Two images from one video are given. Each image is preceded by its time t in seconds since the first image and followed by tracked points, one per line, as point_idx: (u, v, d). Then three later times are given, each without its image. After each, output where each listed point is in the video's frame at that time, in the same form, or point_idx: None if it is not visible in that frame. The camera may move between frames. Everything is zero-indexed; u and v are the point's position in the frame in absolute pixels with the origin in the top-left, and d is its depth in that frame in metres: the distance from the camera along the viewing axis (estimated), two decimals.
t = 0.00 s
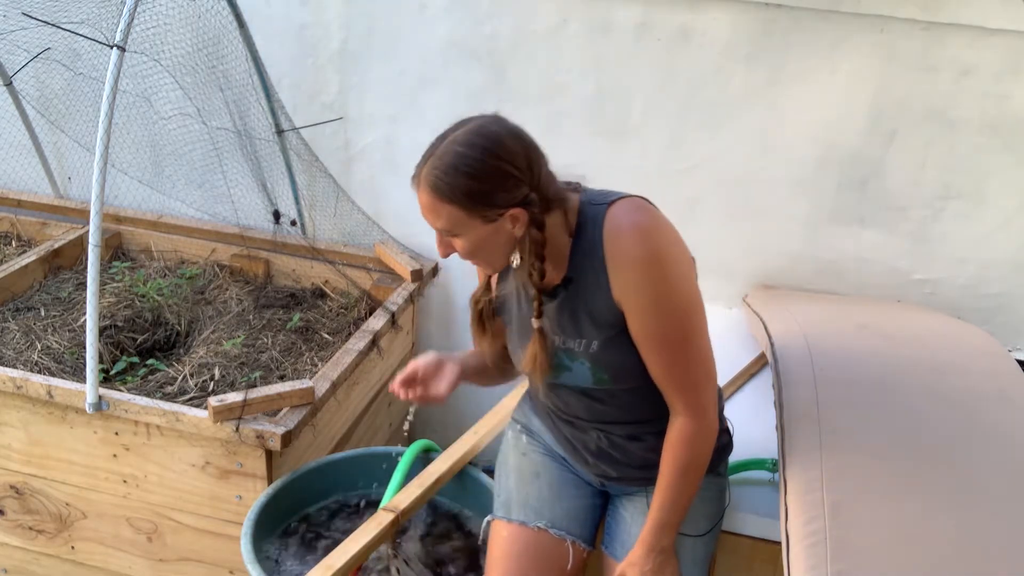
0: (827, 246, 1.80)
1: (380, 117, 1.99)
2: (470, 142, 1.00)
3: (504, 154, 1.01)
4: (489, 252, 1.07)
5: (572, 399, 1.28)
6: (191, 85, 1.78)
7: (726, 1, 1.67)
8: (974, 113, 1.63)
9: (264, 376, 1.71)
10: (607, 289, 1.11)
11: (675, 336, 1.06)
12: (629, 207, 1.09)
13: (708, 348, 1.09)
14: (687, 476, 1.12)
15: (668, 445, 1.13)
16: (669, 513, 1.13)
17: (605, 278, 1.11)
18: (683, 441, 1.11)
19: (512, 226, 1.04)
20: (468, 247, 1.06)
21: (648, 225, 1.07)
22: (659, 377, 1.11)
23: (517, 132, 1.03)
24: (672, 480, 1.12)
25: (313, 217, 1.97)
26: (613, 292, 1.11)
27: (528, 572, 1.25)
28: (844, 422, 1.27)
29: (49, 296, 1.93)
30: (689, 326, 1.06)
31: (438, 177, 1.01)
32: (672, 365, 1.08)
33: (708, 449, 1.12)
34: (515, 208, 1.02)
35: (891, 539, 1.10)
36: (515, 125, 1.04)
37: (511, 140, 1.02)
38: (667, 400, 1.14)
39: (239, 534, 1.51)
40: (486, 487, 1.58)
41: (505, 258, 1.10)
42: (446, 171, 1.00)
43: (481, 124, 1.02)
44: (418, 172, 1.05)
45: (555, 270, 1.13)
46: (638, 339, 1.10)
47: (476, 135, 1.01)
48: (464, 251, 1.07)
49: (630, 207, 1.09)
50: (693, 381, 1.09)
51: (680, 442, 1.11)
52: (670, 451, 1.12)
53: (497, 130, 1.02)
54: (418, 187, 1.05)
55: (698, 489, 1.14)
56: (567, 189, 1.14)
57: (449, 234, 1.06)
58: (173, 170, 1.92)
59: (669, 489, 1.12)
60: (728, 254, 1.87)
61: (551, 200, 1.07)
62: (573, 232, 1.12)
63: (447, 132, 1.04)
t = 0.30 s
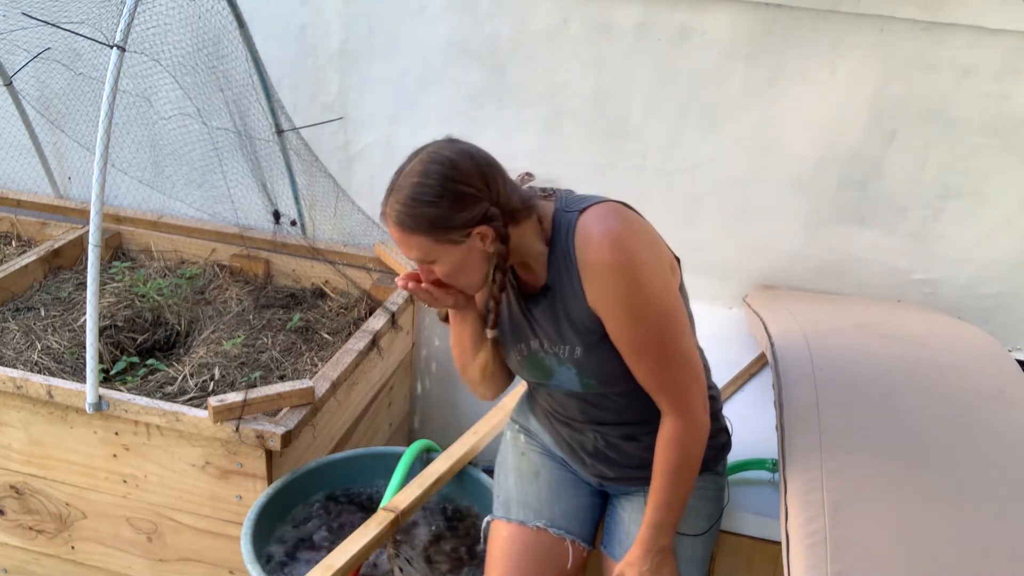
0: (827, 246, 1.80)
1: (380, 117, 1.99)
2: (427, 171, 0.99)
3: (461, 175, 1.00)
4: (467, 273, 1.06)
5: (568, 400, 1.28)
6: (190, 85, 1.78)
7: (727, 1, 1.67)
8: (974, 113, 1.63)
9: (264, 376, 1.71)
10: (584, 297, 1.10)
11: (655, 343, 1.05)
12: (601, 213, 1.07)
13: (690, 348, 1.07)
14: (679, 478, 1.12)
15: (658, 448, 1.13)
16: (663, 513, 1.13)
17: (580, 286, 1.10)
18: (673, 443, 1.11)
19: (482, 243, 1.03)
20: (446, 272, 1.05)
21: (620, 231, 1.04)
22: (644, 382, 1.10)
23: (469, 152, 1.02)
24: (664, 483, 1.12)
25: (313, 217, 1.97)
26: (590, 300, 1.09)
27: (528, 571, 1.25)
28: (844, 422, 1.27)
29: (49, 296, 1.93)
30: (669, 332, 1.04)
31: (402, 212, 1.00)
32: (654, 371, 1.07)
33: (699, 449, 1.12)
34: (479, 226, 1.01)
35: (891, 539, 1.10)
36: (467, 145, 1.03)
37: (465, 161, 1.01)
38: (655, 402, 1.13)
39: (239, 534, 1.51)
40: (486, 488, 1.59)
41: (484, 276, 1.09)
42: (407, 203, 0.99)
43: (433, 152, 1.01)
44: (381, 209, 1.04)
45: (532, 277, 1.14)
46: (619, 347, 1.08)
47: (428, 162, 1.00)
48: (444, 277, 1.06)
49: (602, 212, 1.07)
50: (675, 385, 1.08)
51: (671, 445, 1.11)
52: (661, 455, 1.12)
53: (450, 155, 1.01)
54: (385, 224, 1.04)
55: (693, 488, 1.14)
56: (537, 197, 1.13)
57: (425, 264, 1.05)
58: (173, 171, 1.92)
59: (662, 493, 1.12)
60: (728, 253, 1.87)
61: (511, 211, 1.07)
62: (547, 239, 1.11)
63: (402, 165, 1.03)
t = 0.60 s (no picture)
0: (827, 246, 1.80)
1: (380, 117, 1.99)
2: (420, 178, 0.99)
3: (454, 180, 1.00)
4: (464, 277, 1.06)
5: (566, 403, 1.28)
6: (190, 85, 1.78)
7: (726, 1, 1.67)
8: (974, 113, 1.63)
9: (264, 376, 1.71)
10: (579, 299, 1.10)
11: (651, 344, 1.04)
12: (594, 215, 1.07)
13: (686, 349, 1.07)
14: (678, 479, 1.12)
15: (656, 449, 1.13)
16: (663, 514, 1.13)
17: (575, 288, 1.10)
18: (671, 443, 1.11)
19: (479, 247, 1.03)
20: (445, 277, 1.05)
21: (614, 232, 1.05)
22: (641, 384, 1.10)
23: (461, 157, 1.02)
24: (663, 484, 1.12)
25: (313, 217, 1.97)
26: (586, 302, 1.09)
27: (528, 571, 1.25)
28: (844, 423, 1.27)
29: (49, 296, 1.93)
30: (665, 333, 1.04)
31: (396, 220, 1.00)
32: (651, 372, 1.07)
33: (697, 449, 1.11)
34: (475, 230, 1.01)
35: (892, 539, 1.09)
36: (459, 150, 1.03)
37: (458, 167, 1.01)
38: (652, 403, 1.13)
39: (239, 534, 1.51)
40: (486, 488, 1.59)
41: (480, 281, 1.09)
42: (402, 210, 0.99)
43: (425, 158, 1.01)
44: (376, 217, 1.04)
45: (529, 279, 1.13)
46: (615, 348, 1.08)
47: (422, 168, 1.00)
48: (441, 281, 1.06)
49: (595, 214, 1.07)
50: (672, 386, 1.08)
51: (670, 446, 1.11)
52: (659, 456, 1.12)
53: (443, 160, 1.01)
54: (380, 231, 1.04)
55: (692, 488, 1.14)
56: (531, 199, 1.13)
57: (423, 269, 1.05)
58: (173, 171, 1.92)
59: (661, 494, 1.12)
60: (728, 253, 1.87)
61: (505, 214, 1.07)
62: (542, 242, 1.11)
63: (394, 172, 1.03)
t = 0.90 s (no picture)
0: (827, 246, 1.80)
1: (381, 117, 1.99)
2: (423, 177, 0.99)
3: (457, 180, 1.00)
4: (465, 279, 1.06)
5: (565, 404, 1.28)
6: (190, 85, 1.78)
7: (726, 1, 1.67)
8: (974, 113, 1.63)
9: (264, 376, 1.71)
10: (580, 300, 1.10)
11: (652, 344, 1.04)
12: (594, 216, 1.07)
13: (687, 350, 1.07)
14: (678, 479, 1.12)
15: (657, 449, 1.13)
16: (663, 515, 1.13)
17: (575, 290, 1.09)
18: (671, 444, 1.11)
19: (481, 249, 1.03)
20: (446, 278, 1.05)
21: (615, 232, 1.05)
22: (642, 384, 1.10)
23: (465, 156, 1.02)
24: (663, 485, 1.12)
25: (313, 217, 1.96)
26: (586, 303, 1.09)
27: (528, 571, 1.26)
28: (844, 423, 1.27)
29: (49, 296, 1.93)
30: (666, 333, 1.04)
31: (397, 220, 1.00)
32: (652, 373, 1.07)
33: (697, 450, 1.12)
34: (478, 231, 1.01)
35: (892, 539, 1.09)
36: (461, 150, 1.03)
37: (461, 167, 1.01)
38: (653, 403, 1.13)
39: (239, 534, 1.51)
40: (485, 487, 1.59)
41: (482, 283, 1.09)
42: (405, 210, 0.99)
43: (428, 157, 1.01)
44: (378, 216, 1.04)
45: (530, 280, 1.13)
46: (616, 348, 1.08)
47: (425, 167, 1.00)
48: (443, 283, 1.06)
49: (596, 215, 1.07)
50: (672, 386, 1.08)
51: (670, 447, 1.11)
52: (660, 457, 1.12)
53: (445, 160, 1.00)
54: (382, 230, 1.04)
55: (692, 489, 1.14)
56: (532, 200, 1.13)
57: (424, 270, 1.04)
58: (173, 171, 1.92)
59: (662, 495, 1.12)
60: (728, 253, 1.87)
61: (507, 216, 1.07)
62: (542, 243, 1.11)
63: (397, 171, 1.03)
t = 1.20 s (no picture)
0: (827, 246, 1.80)
1: (381, 117, 1.99)
2: (446, 156, 0.99)
3: (480, 162, 1.00)
4: (480, 263, 1.05)
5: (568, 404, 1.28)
6: (191, 85, 1.78)
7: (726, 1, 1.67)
8: (974, 113, 1.63)
9: (264, 376, 1.71)
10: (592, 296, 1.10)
11: (667, 341, 1.05)
12: (614, 212, 1.08)
13: (700, 349, 1.07)
14: (683, 477, 1.11)
15: (663, 447, 1.13)
16: (665, 515, 1.13)
17: (590, 285, 1.09)
18: (678, 441, 1.11)
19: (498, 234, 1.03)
20: (460, 260, 1.04)
21: (636, 228, 1.05)
22: (652, 381, 1.10)
23: (489, 141, 1.02)
24: (668, 481, 1.12)
25: (313, 217, 1.96)
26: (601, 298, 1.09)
27: (528, 571, 1.26)
28: (845, 423, 1.27)
29: (49, 296, 1.93)
30: (681, 331, 1.05)
31: (417, 197, 0.99)
32: (665, 370, 1.07)
33: (703, 450, 1.12)
34: (497, 216, 1.01)
35: (892, 540, 1.09)
36: (486, 134, 1.03)
37: (486, 149, 1.01)
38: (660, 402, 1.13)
39: (239, 534, 1.51)
40: (485, 487, 1.58)
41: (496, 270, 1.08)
42: (426, 187, 0.99)
43: (452, 138, 1.01)
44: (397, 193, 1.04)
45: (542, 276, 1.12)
46: (629, 344, 1.08)
47: (450, 147, 1.00)
48: (457, 266, 1.05)
49: (615, 212, 1.08)
50: (683, 385, 1.08)
51: (677, 445, 1.11)
52: (666, 455, 1.12)
53: (470, 142, 1.01)
54: (400, 208, 1.03)
55: (695, 488, 1.14)
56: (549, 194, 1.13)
57: (438, 251, 1.03)
58: (173, 171, 1.92)
59: (666, 493, 1.12)
60: (728, 253, 1.87)
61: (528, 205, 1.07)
62: (557, 237, 1.10)
63: (420, 150, 1.03)
